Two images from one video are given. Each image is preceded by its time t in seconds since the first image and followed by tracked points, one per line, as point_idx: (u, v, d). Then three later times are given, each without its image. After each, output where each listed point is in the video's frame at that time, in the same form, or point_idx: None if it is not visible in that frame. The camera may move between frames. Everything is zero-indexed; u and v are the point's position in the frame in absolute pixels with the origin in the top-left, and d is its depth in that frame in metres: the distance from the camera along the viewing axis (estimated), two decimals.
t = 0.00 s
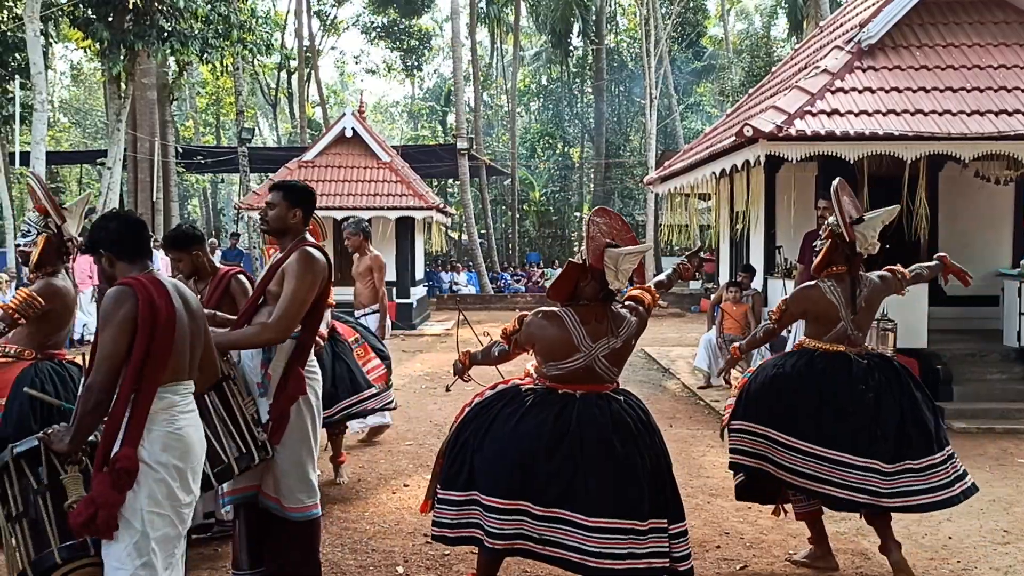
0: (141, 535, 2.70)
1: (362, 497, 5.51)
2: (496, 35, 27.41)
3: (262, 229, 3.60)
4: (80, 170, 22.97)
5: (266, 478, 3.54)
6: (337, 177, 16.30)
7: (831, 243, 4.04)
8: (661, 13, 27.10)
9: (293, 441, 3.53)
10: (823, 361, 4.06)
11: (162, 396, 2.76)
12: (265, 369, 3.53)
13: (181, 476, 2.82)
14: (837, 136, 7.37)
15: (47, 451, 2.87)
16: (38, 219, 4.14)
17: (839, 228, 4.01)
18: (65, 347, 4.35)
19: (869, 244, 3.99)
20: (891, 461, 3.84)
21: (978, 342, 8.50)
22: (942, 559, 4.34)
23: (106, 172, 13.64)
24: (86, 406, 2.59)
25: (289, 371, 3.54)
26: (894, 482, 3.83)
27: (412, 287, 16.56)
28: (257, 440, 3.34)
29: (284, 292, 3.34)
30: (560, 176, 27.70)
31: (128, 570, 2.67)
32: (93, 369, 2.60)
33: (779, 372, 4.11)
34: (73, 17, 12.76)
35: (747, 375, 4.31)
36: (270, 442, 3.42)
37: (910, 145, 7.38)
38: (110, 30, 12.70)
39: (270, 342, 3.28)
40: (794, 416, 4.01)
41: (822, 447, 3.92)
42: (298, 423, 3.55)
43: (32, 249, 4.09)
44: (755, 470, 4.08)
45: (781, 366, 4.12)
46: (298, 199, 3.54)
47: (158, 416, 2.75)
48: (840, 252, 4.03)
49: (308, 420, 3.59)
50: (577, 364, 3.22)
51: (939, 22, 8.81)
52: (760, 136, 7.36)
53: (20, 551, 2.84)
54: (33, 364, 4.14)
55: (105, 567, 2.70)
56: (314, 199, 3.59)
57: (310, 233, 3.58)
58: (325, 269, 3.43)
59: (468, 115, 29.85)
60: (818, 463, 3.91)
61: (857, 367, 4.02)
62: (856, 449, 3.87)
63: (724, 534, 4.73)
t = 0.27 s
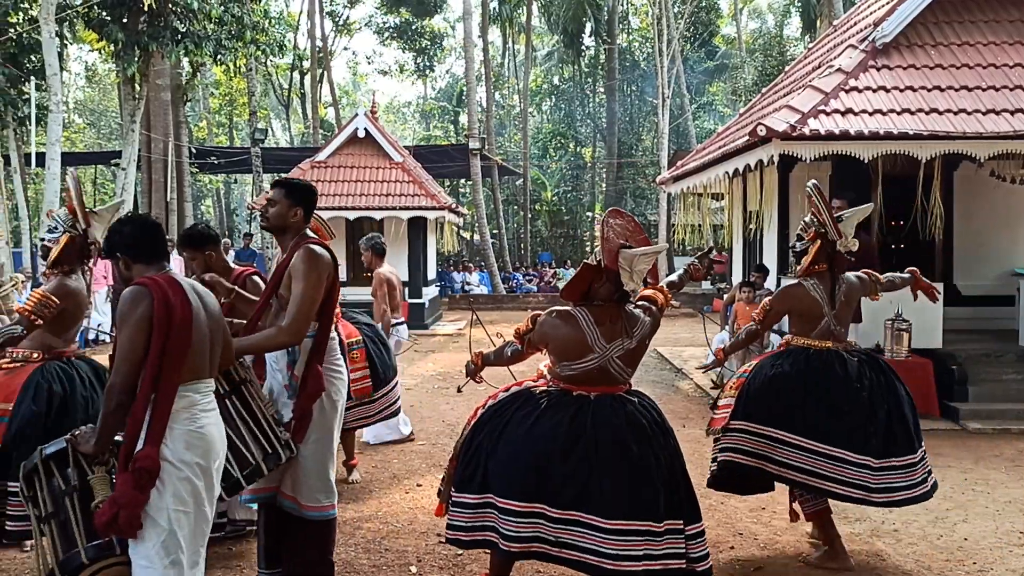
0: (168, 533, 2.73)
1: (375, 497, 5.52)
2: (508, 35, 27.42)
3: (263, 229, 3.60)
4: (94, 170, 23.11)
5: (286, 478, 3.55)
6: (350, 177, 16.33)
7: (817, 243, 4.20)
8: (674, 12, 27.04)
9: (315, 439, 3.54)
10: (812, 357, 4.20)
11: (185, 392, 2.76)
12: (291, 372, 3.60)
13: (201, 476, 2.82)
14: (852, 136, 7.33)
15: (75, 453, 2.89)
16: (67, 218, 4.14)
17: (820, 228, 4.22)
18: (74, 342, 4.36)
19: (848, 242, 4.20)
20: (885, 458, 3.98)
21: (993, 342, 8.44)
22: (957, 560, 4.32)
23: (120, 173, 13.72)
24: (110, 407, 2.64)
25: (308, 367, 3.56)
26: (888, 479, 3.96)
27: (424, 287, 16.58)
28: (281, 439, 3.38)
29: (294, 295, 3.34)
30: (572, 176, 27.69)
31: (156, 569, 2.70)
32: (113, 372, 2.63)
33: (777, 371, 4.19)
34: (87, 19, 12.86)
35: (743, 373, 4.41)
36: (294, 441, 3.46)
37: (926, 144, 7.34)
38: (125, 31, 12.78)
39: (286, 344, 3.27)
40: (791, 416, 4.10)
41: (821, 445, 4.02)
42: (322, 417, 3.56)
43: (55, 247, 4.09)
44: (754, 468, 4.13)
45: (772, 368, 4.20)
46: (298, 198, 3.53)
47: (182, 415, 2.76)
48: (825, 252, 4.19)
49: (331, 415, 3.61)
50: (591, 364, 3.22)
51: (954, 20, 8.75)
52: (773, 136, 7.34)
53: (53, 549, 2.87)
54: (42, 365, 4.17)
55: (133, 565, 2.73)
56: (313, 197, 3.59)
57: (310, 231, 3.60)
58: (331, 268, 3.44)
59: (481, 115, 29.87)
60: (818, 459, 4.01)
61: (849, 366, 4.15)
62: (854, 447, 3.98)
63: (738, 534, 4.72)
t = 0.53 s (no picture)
0: (200, 535, 2.75)
1: (390, 496, 5.53)
2: (523, 35, 27.44)
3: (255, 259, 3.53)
4: (113, 171, 23.29)
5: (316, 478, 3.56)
6: (366, 177, 16.38)
7: (803, 251, 4.24)
8: (689, 12, 26.97)
9: (347, 441, 3.56)
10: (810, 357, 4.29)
11: (212, 393, 2.77)
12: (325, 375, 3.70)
13: (236, 476, 2.83)
14: (870, 135, 7.30)
15: (98, 468, 2.92)
16: (82, 220, 4.18)
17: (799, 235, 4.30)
18: (100, 345, 4.40)
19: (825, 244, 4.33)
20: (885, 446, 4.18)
21: (1012, 342, 8.37)
22: (975, 562, 4.29)
23: (138, 173, 13.81)
24: (128, 419, 2.66)
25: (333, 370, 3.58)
26: (889, 466, 4.17)
27: (439, 287, 16.63)
28: (316, 443, 3.45)
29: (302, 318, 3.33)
30: (587, 176, 27.78)
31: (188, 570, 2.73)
32: (131, 380, 2.65)
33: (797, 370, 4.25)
34: (105, 21, 12.98)
35: (749, 376, 4.37)
36: (327, 444, 3.52)
37: (944, 143, 7.29)
38: (142, 33, 12.88)
39: (298, 364, 3.27)
40: (797, 416, 4.21)
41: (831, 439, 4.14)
42: (352, 418, 3.59)
43: (73, 249, 4.14)
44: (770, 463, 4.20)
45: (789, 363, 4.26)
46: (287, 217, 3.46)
47: (211, 411, 2.77)
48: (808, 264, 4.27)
49: (364, 414, 3.64)
50: (605, 362, 3.22)
51: (972, 18, 8.69)
52: (789, 135, 7.31)
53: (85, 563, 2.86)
54: (70, 361, 4.23)
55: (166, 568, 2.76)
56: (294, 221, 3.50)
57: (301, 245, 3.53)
58: (338, 277, 3.45)
59: (496, 115, 29.90)
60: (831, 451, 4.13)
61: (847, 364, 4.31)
62: (861, 437, 4.13)
63: (754, 536, 4.70)
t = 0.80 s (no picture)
0: (216, 528, 2.76)
1: (401, 496, 5.54)
2: (534, 35, 27.42)
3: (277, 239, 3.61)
4: (126, 171, 23.41)
5: (318, 474, 3.58)
6: (377, 177, 16.41)
7: (791, 246, 4.58)
8: (701, 11, 26.91)
9: (344, 438, 3.57)
10: (806, 352, 4.65)
11: (225, 388, 2.80)
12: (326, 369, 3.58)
13: (246, 472, 2.85)
14: (882, 134, 7.27)
15: (112, 455, 2.94)
16: (99, 221, 4.17)
17: (786, 231, 4.65)
18: (117, 347, 4.44)
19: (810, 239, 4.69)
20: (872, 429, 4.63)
21: None
22: (989, 563, 4.26)
23: (150, 173, 13.87)
24: (147, 408, 2.67)
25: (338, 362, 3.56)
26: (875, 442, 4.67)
27: (450, 287, 16.65)
28: (316, 436, 3.41)
29: (326, 293, 3.38)
30: (598, 176, 27.95)
31: (203, 563, 2.73)
32: (152, 372, 2.67)
33: (802, 371, 4.59)
34: (119, 22, 13.06)
35: (756, 384, 4.57)
36: (328, 439, 3.50)
37: (957, 142, 7.26)
38: (155, 34, 12.94)
39: (322, 341, 3.31)
40: (800, 415, 4.58)
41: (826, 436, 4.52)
42: (353, 417, 3.59)
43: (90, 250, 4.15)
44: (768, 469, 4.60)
45: (799, 367, 4.59)
46: (306, 200, 3.50)
47: (224, 408, 2.79)
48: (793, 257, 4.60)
49: (364, 411, 3.64)
50: (576, 360, 3.19)
51: (986, 16, 8.62)
52: (801, 134, 7.29)
53: (96, 551, 2.86)
54: (83, 364, 4.25)
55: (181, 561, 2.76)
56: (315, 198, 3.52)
57: (326, 231, 3.61)
58: (361, 265, 3.47)
59: (507, 115, 29.90)
60: (832, 449, 4.51)
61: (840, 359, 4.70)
62: (860, 428, 4.54)
63: (766, 536, 4.69)
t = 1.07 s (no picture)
0: (212, 531, 2.77)
1: (406, 496, 5.54)
2: (539, 35, 27.40)
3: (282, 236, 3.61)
4: (133, 172, 23.46)
5: (325, 476, 3.56)
6: (383, 177, 16.42)
7: (778, 245, 4.72)
8: (707, 11, 26.87)
9: (354, 439, 3.58)
10: (797, 347, 4.76)
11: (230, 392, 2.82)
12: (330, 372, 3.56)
13: (241, 477, 2.87)
14: (888, 134, 7.26)
15: (111, 449, 2.96)
16: (104, 220, 4.16)
17: (772, 230, 4.77)
18: (121, 344, 4.45)
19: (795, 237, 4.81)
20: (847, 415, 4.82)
21: None
22: (995, 564, 4.25)
23: (156, 173, 13.90)
24: (152, 404, 2.64)
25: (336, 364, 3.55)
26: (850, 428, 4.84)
27: (456, 287, 16.66)
28: (325, 439, 3.42)
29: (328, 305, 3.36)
30: (604, 175, 27.36)
31: (199, 564, 2.74)
32: (160, 372, 2.67)
33: (794, 362, 4.68)
34: (124, 22, 13.09)
35: (751, 377, 4.68)
36: (335, 441, 3.50)
37: (963, 142, 7.24)
38: (161, 34, 12.96)
39: (325, 353, 3.30)
40: (802, 407, 4.64)
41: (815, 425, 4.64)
42: (360, 419, 3.60)
43: (97, 248, 4.16)
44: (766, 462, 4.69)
45: (794, 360, 4.68)
46: (310, 206, 3.51)
47: (227, 413, 2.81)
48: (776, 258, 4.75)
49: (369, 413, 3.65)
50: (513, 351, 3.44)
51: (993, 16, 8.59)
52: (807, 134, 7.29)
53: (88, 545, 2.89)
54: (88, 365, 4.26)
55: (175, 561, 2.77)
56: (328, 205, 3.56)
57: (331, 239, 3.59)
58: (361, 274, 3.46)
59: (512, 115, 29.88)
60: (825, 435, 4.65)
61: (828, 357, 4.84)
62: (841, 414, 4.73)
63: (771, 537, 4.68)
